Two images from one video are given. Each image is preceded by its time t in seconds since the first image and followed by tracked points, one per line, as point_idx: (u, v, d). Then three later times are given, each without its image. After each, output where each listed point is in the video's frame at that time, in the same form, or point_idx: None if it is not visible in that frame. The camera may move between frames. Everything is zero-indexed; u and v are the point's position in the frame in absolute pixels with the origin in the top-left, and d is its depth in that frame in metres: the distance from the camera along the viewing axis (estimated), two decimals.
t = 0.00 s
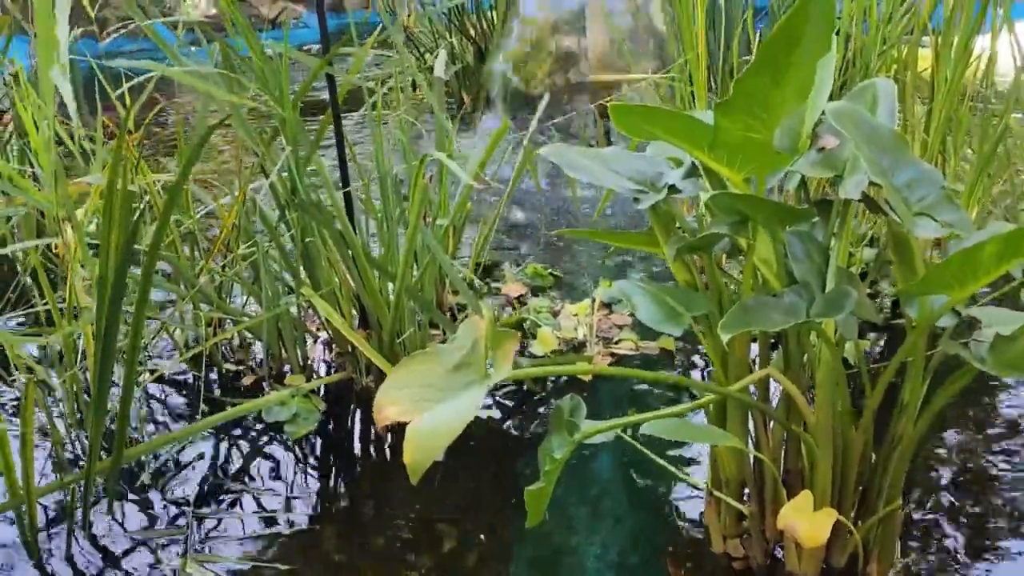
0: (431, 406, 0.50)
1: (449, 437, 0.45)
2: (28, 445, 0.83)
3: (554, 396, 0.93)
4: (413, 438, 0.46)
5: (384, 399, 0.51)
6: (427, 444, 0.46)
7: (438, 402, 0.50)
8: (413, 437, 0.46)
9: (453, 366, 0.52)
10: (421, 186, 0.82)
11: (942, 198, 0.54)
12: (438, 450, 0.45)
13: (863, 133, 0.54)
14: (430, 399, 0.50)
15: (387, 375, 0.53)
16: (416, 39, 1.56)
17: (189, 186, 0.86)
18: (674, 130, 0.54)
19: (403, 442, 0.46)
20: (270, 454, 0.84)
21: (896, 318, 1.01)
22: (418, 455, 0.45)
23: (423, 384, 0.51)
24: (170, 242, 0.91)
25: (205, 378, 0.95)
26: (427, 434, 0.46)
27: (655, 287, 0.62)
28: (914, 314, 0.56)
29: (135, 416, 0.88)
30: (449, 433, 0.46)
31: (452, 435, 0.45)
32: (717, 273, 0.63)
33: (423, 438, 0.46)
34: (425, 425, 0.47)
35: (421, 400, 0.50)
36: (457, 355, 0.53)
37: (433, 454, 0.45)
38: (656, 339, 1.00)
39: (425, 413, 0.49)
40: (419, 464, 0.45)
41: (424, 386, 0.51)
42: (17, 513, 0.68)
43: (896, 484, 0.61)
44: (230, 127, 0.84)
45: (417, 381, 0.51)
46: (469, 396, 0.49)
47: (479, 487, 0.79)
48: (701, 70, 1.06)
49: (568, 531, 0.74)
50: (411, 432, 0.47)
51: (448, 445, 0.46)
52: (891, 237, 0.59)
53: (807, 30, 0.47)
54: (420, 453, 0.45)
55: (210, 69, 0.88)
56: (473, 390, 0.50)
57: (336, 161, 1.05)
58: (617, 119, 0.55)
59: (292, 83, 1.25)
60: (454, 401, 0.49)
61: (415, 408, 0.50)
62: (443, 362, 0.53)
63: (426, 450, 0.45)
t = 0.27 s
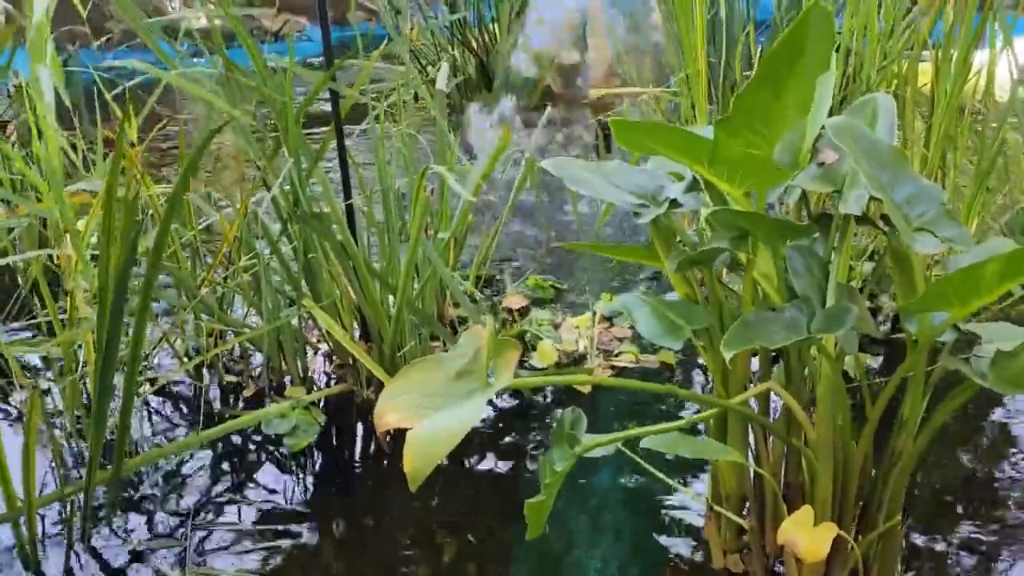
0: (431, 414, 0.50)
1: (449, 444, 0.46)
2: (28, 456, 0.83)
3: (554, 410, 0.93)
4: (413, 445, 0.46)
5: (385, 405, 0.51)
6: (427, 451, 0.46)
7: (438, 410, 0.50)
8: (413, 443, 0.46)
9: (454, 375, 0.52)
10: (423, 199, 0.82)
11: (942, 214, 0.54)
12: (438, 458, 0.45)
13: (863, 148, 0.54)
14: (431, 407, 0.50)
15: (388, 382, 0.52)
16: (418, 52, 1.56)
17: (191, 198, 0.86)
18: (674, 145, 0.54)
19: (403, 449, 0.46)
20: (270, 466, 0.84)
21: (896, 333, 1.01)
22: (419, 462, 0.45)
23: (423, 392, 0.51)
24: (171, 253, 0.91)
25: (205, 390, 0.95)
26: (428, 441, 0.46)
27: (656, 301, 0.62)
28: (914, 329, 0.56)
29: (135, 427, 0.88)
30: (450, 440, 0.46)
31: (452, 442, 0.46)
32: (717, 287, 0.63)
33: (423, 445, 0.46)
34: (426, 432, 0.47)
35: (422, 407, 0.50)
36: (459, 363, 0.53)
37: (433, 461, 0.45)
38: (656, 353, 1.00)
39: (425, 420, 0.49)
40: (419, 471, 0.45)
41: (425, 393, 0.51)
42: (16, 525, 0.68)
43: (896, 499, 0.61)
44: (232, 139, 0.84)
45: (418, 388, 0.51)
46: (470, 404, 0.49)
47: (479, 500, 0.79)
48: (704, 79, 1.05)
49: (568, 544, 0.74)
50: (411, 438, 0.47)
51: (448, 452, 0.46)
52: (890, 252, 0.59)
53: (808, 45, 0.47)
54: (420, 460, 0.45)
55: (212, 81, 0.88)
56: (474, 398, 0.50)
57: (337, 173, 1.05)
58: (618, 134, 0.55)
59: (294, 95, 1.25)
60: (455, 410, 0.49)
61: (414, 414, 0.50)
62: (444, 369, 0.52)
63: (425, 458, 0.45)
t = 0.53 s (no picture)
0: (432, 433, 0.50)
1: (449, 466, 0.46)
2: (28, 467, 0.83)
3: (554, 422, 0.93)
4: (414, 465, 0.46)
5: (385, 424, 0.51)
6: (428, 471, 0.46)
7: (439, 429, 0.50)
8: (413, 463, 0.46)
9: (454, 395, 0.52)
10: (425, 212, 0.82)
11: (941, 230, 0.54)
12: (440, 478, 0.45)
13: (862, 164, 0.54)
14: (431, 426, 0.50)
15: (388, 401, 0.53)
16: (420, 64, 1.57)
17: (193, 209, 0.86)
18: (675, 159, 0.54)
19: (404, 469, 0.46)
20: (270, 477, 0.84)
21: (897, 347, 1.01)
22: (418, 483, 0.45)
23: (424, 412, 0.51)
24: (173, 264, 0.91)
25: (206, 401, 0.95)
26: (427, 462, 0.46)
27: (656, 315, 0.62)
28: (912, 343, 0.56)
29: (135, 438, 0.88)
30: (451, 461, 0.46)
31: (451, 464, 0.46)
32: (717, 302, 0.63)
33: (422, 466, 0.46)
34: (427, 452, 0.47)
35: (422, 426, 0.50)
36: (459, 384, 0.53)
37: (433, 483, 0.45)
38: (657, 366, 1.00)
39: (425, 440, 0.49)
40: (418, 492, 0.45)
41: (425, 413, 0.51)
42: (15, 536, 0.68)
43: (896, 514, 0.62)
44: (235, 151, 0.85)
45: (418, 407, 0.51)
46: (471, 424, 0.49)
47: (479, 513, 0.79)
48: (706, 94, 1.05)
49: (567, 558, 0.74)
50: (412, 458, 0.47)
51: (447, 473, 0.46)
52: (890, 266, 0.59)
53: (809, 65, 0.47)
54: (419, 480, 0.45)
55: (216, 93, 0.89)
56: (474, 418, 0.50)
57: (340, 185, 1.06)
58: (620, 150, 0.56)
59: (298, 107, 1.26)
60: (455, 430, 0.49)
61: (415, 434, 0.50)
62: (444, 389, 0.53)
63: (426, 478, 0.45)
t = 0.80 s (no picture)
0: (434, 448, 0.51)
1: (449, 485, 0.46)
2: (29, 477, 0.83)
3: (555, 434, 0.93)
4: (415, 482, 0.47)
5: (387, 440, 0.51)
6: (428, 489, 0.46)
7: (440, 445, 0.50)
8: (414, 480, 0.47)
9: (456, 409, 0.52)
10: (427, 224, 0.82)
11: (942, 244, 0.54)
12: (440, 496, 0.45)
13: (863, 178, 0.55)
14: (433, 442, 0.50)
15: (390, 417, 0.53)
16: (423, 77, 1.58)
17: (196, 220, 0.87)
18: (676, 174, 0.54)
19: (405, 486, 0.47)
20: (270, 488, 0.84)
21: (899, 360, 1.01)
22: (418, 501, 0.45)
23: (426, 428, 0.51)
24: (176, 275, 0.92)
25: (207, 412, 0.95)
26: (428, 479, 0.46)
27: (658, 328, 0.62)
28: (914, 358, 0.55)
29: (136, 448, 0.88)
30: (451, 479, 0.46)
31: (451, 483, 0.46)
32: (718, 315, 0.63)
33: (423, 483, 0.46)
34: (427, 469, 0.47)
35: (424, 443, 0.51)
36: (460, 399, 0.53)
37: (433, 502, 0.45)
38: (658, 379, 1.00)
39: (427, 456, 0.49)
40: (418, 511, 0.45)
41: (427, 428, 0.51)
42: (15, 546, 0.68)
43: (897, 528, 0.62)
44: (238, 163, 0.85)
45: (420, 423, 0.52)
46: (472, 440, 0.49)
47: (479, 525, 0.78)
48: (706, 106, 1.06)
49: (567, 571, 0.73)
50: (413, 475, 0.47)
51: (447, 492, 0.46)
52: (891, 281, 0.59)
53: (812, 80, 0.48)
54: (420, 499, 0.45)
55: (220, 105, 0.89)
56: (475, 434, 0.50)
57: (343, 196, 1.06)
58: (621, 163, 0.56)
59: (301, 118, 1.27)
60: (456, 446, 0.49)
61: (418, 450, 0.50)
62: (445, 404, 0.53)
63: (426, 496, 0.46)
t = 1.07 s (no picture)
0: (435, 453, 0.51)
1: (450, 487, 0.46)
2: (30, 485, 0.83)
3: (556, 444, 0.92)
4: (416, 484, 0.47)
5: (388, 444, 0.51)
6: (429, 490, 0.46)
7: (441, 449, 0.50)
8: (415, 482, 0.47)
9: (457, 415, 0.52)
10: (429, 233, 0.82)
11: (943, 257, 0.55)
12: (441, 497, 0.46)
13: (864, 191, 0.55)
14: (433, 446, 0.51)
15: (392, 422, 0.53)
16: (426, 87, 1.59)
17: (199, 229, 0.87)
18: (678, 185, 0.55)
19: (405, 487, 0.47)
20: (271, 497, 0.84)
21: (900, 372, 1.01)
22: (419, 502, 0.45)
23: (428, 431, 0.52)
24: (178, 283, 0.92)
25: (208, 420, 0.95)
26: (429, 481, 0.46)
27: (659, 338, 0.62)
28: (914, 372, 0.55)
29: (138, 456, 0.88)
30: (452, 480, 0.46)
31: (452, 485, 0.46)
32: (720, 326, 0.63)
33: (424, 485, 0.46)
34: (428, 471, 0.47)
35: (425, 447, 0.51)
36: (462, 405, 0.53)
37: (433, 503, 0.45)
38: (659, 389, 1.00)
39: (428, 460, 0.49)
40: (419, 512, 0.45)
41: (428, 432, 0.51)
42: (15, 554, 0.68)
43: (898, 540, 0.62)
44: (242, 171, 0.85)
45: (422, 427, 0.52)
46: (473, 444, 0.50)
47: (479, 534, 0.78)
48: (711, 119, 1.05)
49: None
50: (413, 476, 0.47)
51: (448, 494, 0.46)
52: (892, 293, 0.59)
53: (815, 93, 0.48)
54: (420, 500, 0.46)
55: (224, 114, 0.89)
56: (477, 438, 0.50)
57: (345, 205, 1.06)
58: (623, 174, 0.56)
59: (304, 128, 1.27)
60: (458, 449, 0.49)
61: (419, 453, 0.50)
62: (447, 409, 0.53)
63: (427, 497, 0.46)
